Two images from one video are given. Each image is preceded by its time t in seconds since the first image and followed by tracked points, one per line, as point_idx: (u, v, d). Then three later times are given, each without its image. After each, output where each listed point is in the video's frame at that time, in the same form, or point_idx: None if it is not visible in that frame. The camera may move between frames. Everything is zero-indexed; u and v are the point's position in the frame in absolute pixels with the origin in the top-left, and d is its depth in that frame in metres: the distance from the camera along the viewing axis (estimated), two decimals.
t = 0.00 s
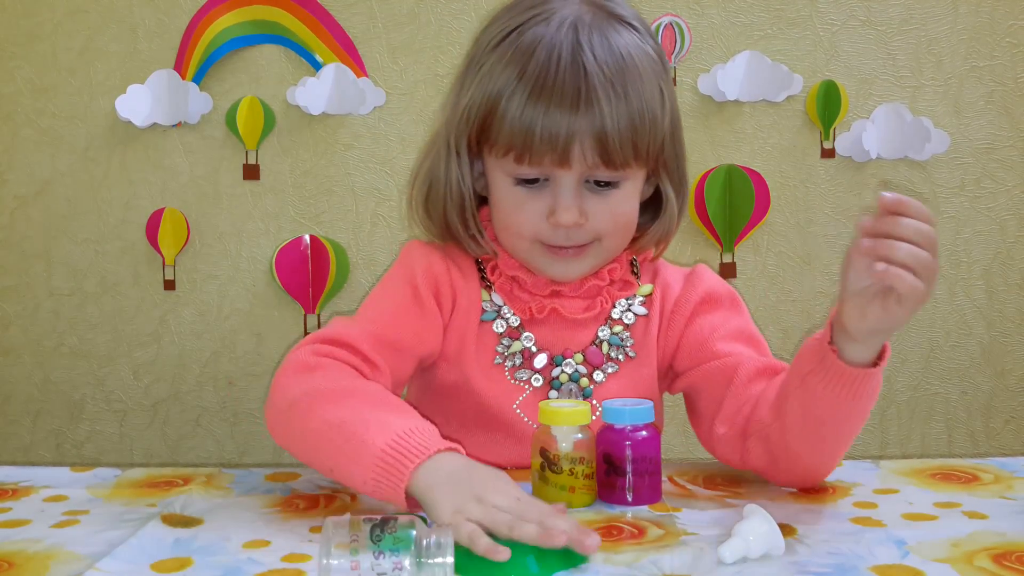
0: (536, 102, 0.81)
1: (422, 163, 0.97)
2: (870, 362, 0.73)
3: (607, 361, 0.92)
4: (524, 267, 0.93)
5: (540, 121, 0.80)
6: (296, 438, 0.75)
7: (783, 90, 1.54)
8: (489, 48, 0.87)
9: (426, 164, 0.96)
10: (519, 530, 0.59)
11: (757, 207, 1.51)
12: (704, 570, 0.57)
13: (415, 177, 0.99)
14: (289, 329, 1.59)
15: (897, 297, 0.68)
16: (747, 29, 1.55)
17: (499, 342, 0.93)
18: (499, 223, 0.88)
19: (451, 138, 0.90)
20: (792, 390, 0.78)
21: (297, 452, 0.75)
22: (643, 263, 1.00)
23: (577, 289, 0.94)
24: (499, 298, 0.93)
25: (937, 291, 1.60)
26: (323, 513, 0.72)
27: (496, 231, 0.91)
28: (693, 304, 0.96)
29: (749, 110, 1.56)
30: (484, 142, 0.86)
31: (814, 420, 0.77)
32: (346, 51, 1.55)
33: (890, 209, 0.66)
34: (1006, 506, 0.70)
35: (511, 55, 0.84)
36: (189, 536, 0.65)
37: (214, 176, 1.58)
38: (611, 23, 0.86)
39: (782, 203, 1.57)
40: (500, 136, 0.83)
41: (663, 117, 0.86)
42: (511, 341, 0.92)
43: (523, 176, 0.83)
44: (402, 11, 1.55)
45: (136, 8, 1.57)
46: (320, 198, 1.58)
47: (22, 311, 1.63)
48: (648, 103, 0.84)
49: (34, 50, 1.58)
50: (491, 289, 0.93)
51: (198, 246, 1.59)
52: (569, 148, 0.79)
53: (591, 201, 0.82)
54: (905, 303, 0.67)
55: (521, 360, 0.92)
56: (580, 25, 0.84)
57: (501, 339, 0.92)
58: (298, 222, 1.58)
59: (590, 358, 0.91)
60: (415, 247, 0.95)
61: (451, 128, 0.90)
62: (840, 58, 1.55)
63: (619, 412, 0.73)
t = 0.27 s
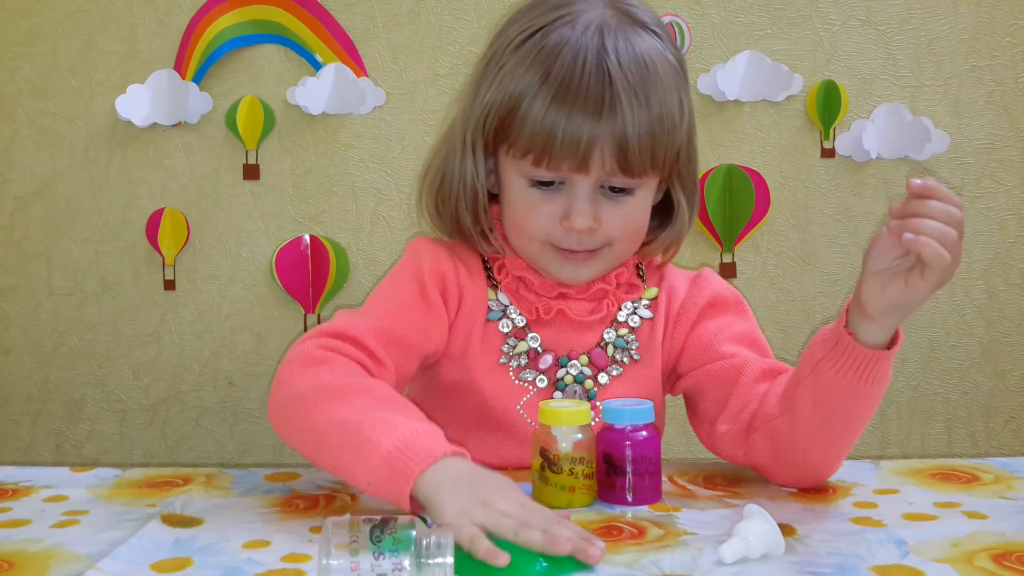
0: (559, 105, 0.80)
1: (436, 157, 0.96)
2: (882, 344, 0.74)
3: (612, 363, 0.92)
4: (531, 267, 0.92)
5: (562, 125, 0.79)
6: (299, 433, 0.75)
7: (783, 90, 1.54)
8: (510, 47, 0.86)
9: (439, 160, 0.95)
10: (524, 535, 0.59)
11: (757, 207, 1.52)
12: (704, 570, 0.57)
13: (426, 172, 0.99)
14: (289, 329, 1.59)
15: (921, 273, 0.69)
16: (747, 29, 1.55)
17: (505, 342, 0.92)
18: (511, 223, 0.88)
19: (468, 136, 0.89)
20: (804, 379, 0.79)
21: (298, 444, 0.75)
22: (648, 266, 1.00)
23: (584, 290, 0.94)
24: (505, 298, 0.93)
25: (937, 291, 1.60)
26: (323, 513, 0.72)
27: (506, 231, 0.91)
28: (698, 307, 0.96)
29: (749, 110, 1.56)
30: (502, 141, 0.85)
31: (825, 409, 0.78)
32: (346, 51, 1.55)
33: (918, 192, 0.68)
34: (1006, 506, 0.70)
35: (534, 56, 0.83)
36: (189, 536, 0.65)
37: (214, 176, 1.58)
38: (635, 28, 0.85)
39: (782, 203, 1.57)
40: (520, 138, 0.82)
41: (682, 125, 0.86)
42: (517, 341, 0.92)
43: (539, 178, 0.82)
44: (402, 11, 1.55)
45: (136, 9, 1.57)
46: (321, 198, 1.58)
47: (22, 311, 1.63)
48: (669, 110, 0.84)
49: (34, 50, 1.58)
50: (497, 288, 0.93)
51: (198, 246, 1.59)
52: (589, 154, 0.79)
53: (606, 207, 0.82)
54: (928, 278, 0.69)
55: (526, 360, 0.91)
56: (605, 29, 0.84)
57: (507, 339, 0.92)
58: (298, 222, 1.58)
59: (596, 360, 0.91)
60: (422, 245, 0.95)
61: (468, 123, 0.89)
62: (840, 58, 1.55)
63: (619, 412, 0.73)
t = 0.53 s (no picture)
0: (565, 105, 0.80)
1: (439, 156, 0.96)
2: (888, 335, 0.75)
3: (612, 362, 0.92)
4: (532, 266, 0.92)
5: (568, 125, 0.79)
6: (299, 433, 0.75)
7: (783, 89, 1.54)
8: (517, 45, 0.85)
9: (442, 157, 0.95)
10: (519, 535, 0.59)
11: (758, 205, 1.51)
12: (705, 567, 0.57)
13: (428, 168, 0.98)
14: (289, 328, 1.59)
15: (929, 258, 0.71)
16: (747, 27, 1.55)
17: (505, 340, 0.92)
18: (513, 222, 0.88)
19: (471, 134, 0.89)
20: (807, 371, 0.80)
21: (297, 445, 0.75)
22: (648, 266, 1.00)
23: (584, 290, 0.94)
24: (505, 296, 0.93)
25: (937, 290, 1.60)
26: (323, 511, 0.72)
27: (507, 230, 0.91)
28: (699, 306, 0.96)
29: (749, 108, 1.56)
30: (506, 140, 0.85)
31: (829, 400, 0.79)
32: (346, 49, 1.55)
33: (921, 183, 0.70)
34: (1006, 503, 0.70)
35: (541, 56, 0.83)
36: (189, 533, 0.65)
37: (214, 174, 1.58)
38: (642, 29, 0.85)
39: (782, 201, 1.57)
40: (525, 137, 0.82)
41: (687, 127, 0.86)
42: (517, 340, 0.92)
43: (542, 177, 0.82)
44: (402, 10, 1.55)
45: (136, 7, 1.57)
46: (321, 197, 1.58)
47: (23, 310, 1.63)
48: (674, 112, 0.84)
49: (34, 48, 1.58)
50: (497, 287, 0.93)
51: (198, 245, 1.59)
52: (594, 155, 0.79)
53: (609, 208, 0.82)
54: (937, 262, 0.71)
55: (526, 359, 0.91)
56: (613, 30, 0.84)
57: (507, 338, 0.92)
58: (298, 220, 1.58)
59: (596, 359, 0.91)
60: (422, 243, 0.95)
61: (472, 122, 0.89)
62: (840, 56, 1.55)
63: (620, 410, 0.73)
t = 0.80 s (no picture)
0: (564, 94, 0.79)
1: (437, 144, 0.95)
2: (882, 319, 0.75)
3: (612, 352, 0.92)
4: (531, 257, 0.92)
5: (566, 114, 0.79)
6: (297, 421, 0.75)
7: (785, 77, 1.54)
8: (516, 33, 0.85)
9: (441, 145, 0.95)
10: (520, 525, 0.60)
11: (759, 192, 1.51)
12: (705, 557, 0.57)
13: (428, 157, 0.98)
14: (289, 317, 1.59)
15: (921, 240, 0.72)
16: (749, 15, 1.54)
17: (504, 331, 0.92)
18: (512, 212, 0.87)
19: (470, 123, 0.88)
20: (802, 358, 0.80)
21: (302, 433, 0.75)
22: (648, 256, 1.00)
23: (584, 280, 0.93)
24: (504, 287, 0.92)
25: (938, 278, 1.60)
26: (323, 500, 0.72)
27: (506, 219, 0.91)
28: (699, 295, 0.96)
29: (750, 96, 1.55)
30: (505, 129, 0.85)
31: (824, 386, 0.79)
32: (346, 37, 1.54)
33: (916, 170, 0.72)
34: (1007, 493, 0.70)
35: (540, 44, 0.82)
36: (189, 523, 0.65)
37: (213, 163, 1.57)
38: (642, 17, 0.85)
39: (783, 190, 1.56)
40: (524, 126, 0.82)
41: (687, 116, 0.85)
42: (517, 330, 0.91)
43: (542, 167, 0.82)
44: None
45: None
46: (320, 185, 1.57)
47: (22, 298, 1.62)
48: (674, 101, 0.83)
49: (32, 36, 1.57)
50: (496, 277, 0.93)
51: (198, 233, 1.58)
52: (593, 144, 0.78)
53: (607, 198, 0.82)
54: (930, 243, 0.72)
55: (525, 350, 0.91)
56: (613, 18, 0.83)
57: (507, 328, 0.92)
58: (298, 209, 1.57)
59: (596, 349, 0.90)
60: (421, 232, 0.95)
61: (470, 111, 0.88)
62: (842, 44, 1.55)
63: (619, 400, 0.72)
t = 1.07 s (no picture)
0: (563, 95, 0.79)
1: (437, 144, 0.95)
2: (877, 310, 0.75)
3: (612, 352, 0.92)
4: (530, 258, 0.92)
5: (565, 114, 0.78)
6: (301, 427, 0.74)
7: (785, 75, 1.54)
8: (515, 33, 0.84)
9: (440, 146, 0.94)
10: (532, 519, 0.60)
11: (759, 187, 1.51)
12: (705, 556, 0.57)
13: (427, 157, 0.98)
14: (289, 315, 1.59)
15: (915, 228, 0.73)
16: (749, 13, 1.54)
17: (504, 332, 0.92)
18: (510, 212, 0.87)
19: (469, 124, 0.88)
20: (798, 353, 0.80)
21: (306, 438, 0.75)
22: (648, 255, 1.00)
23: (582, 280, 0.93)
24: (503, 288, 0.93)
25: (938, 277, 1.60)
26: (322, 499, 0.72)
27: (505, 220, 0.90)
28: (698, 294, 0.95)
29: (750, 95, 1.55)
30: (503, 130, 0.84)
31: (821, 379, 0.79)
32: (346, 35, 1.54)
33: (909, 165, 0.73)
34: (1006, 492, 0.70)
35: (539, 44, 0.82)
36: (188, 522, 0.65)
37: (213, 161, 1.57)
38: (640, 17, 0.85)
39: (783, 188, 1.56)
40: (522, 127, 0.81)
41: (686, 116, 0.85)
42: (516, 332, 0.91)
43: (540, 167, 0.82)
44: None
45: None
46: (320, 184, 1.57)
47: (22, 297, 1.62)
48: (673, 101, 0.83)
49: (32, 34, 1.57)
50: (494, 278, 0.93)
51: (198, 232, 1.58)
52: (592, 145, 0.78)
53: (606, 198, 0.82)
54: (923, 230, 0.72)
55: (525, 351, 0.91)
56: (611, 18, 0.83)
57: (507, 330, 0.92)
58: (297, 208, 1.57)
59: (596, 350, 0.90)
60: (420, 234, 0.95)
61: (469, 112, 0.88)
62: (842, 43, 1.54)
63: (620, 399, 0.72)
